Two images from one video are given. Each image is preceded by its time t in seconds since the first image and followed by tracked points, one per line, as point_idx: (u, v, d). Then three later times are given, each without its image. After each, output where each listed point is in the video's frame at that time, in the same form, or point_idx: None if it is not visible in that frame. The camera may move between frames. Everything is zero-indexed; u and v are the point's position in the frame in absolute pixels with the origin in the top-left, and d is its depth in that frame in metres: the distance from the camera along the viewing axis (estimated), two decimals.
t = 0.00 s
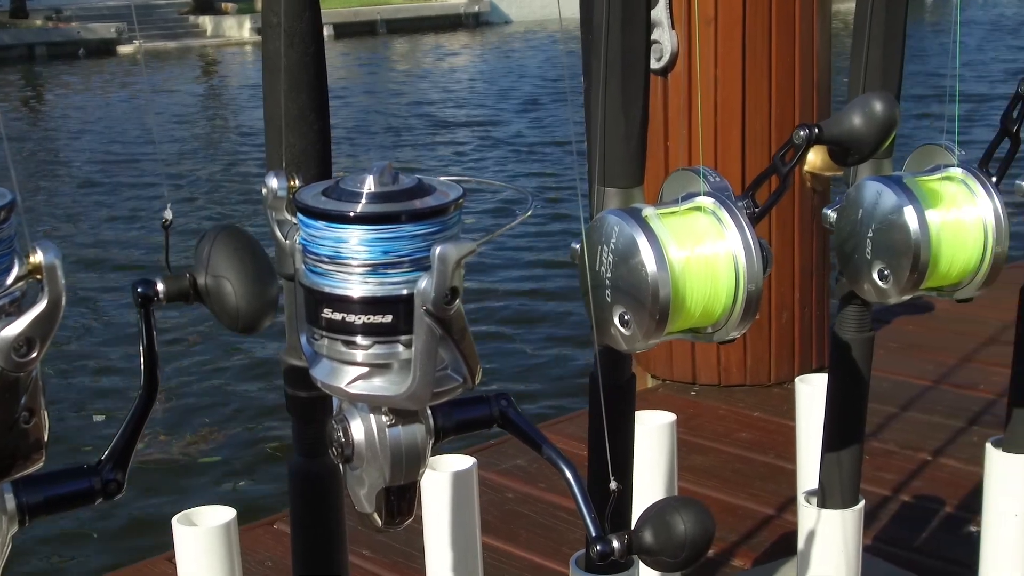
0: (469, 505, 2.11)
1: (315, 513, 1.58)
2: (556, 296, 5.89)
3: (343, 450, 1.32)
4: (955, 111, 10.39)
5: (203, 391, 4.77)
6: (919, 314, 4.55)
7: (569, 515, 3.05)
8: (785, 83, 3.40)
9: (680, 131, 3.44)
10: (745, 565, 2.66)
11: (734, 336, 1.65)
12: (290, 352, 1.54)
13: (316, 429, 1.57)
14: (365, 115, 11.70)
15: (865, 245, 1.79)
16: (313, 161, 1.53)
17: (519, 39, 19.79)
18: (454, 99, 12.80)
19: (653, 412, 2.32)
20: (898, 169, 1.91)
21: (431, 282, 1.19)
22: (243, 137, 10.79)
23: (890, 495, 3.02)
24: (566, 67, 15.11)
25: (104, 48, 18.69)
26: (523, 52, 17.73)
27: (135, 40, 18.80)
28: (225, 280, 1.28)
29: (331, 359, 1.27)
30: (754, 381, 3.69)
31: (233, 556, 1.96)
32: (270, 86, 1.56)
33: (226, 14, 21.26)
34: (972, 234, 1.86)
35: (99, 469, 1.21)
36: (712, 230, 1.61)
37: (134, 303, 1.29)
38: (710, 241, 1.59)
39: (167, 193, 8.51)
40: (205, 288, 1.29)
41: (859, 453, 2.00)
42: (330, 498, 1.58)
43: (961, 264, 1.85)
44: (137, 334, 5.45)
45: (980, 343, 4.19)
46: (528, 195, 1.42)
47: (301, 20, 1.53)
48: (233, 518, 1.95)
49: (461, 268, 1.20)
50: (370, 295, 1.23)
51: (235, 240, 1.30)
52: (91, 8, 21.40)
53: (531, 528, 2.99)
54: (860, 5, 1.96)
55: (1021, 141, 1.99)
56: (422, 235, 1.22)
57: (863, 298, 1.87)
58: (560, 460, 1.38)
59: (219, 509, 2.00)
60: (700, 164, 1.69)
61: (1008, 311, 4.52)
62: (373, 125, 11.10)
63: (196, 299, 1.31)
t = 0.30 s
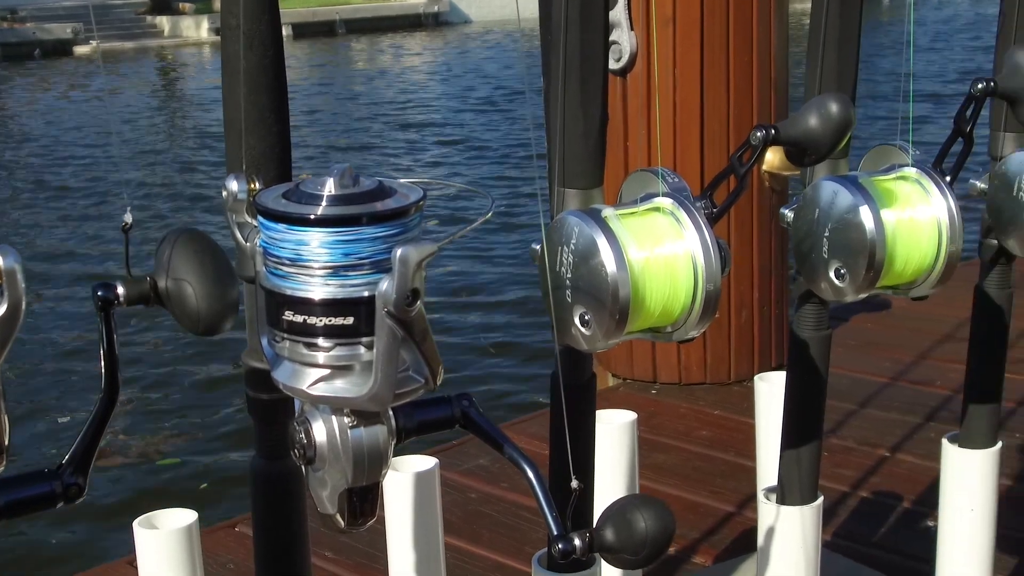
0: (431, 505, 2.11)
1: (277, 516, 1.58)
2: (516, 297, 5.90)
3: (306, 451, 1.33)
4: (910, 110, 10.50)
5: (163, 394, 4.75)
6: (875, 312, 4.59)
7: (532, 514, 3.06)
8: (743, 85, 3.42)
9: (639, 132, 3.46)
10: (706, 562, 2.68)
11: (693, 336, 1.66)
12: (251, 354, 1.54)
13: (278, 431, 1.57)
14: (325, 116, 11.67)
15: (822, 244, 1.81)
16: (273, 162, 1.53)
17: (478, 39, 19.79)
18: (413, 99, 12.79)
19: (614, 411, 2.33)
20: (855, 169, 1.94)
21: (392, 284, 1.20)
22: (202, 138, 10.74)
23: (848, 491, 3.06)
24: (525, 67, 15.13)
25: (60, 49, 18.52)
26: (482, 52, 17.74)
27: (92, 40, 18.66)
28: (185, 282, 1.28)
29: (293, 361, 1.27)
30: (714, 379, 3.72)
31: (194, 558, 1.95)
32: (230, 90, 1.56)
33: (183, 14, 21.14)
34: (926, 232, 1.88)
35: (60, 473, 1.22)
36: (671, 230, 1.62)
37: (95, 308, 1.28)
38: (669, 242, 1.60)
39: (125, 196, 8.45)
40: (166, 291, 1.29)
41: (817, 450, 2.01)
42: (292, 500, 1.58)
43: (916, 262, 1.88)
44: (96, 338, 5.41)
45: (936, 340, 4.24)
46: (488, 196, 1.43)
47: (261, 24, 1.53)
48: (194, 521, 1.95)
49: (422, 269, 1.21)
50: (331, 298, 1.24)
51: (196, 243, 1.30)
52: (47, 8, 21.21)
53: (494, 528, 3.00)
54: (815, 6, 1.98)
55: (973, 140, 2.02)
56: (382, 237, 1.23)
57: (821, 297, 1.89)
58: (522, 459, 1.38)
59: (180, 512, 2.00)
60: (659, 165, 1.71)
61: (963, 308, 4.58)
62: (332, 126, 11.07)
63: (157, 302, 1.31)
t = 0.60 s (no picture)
0: (397, 506, 2.12)
1: (243, 519, 1.58)
2: (478, 297, 5.90)
3: (271, 454, 1.33)
4: (866, 110, 10.60)
5: (123, 398, 4.72)
6: (835, 310, 4.64)
7: (496, 515, 3.07)
8: (703, 88, 3.45)
9: (601, 134, 3.47)
10: (670, 560, 2.70)
11: (656, 335, 1.68)
12: (214, 357, 1.54)
13: (242, 433, 1.57)
14: (284, 117, 11.63)
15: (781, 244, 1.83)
16: (236, 164, 1.53)
17: (438, 40, 19.77)
18: (372, 100, 12.77)
19: (577, 410, 2.34)
20: (813, 169, 1.96)
21: (357, 286, 1.20)
22: (160, 139, 10.66)
23: (809, 487, 3.08)
24: (486, 67, 15.13)
25: (14, 49, 18.33)
26: (442, 53, 17.73)
27: (47, 41, 18.48)
28: (149, 286, 1.28)
29: (258, 364, 1.27)
30: (676, 377, 3.74)
31: (157, 562, 1.94)
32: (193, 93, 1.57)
33: (140, 14, 20.98)
34: (884, 231, 1.90)
35: (25, 478, 1.21)
36: (633, 231, 1.63)
37: (58, 312, 1.29)
38: (631, 242, 1.62)
39: (83, 198, 8.39)
40: (130, 294, 1.29)
41: (778, 447, 2.03)
42: (257, 501, 1.58)
43: (875, 260, 1.90)
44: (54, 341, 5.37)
45: (895, 337, 4.28)
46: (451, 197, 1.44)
47: (223, 27, 1.54)
48: (158, 524, 1.94)
49: (386, 271, 1.21)
50: (295, 300, 1.24)
51: (160, 246, 1.30)
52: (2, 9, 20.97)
53: (459, 529, 3.00)
54: (773, 7, 2.00)
55: (930, 140, 2.05)
56: (346, 239, 1.23)
57: (780, 295, 1.91)
58: (486, 460, 1.39)
59: (143, 516, 1.99)
60: (621, 166, 1.72)
61: (920, 305, 4.63)
62: (292, 126, 11.03)
63: (120, 306, 1.31)
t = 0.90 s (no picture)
0: (356, 504, 2.12)
1: (201, 518, 1.58)
2: (437, 295, 5.90)
3: (229, 451, 1.33)
4: (821, 108, 10.68)
5: (79, 399, 4.68)
6: (791, 306, 4.68)
7: (456, 513, 3.08)
8: (659, 85, 3.47)
9: (557, 130, 3.48)
10: (629, 555, 2.72)
11: (613, 330, 1.69)
12: (171, 355, 1.54)
13: (200, 432, 1.57)
14: (241, 117, 11.57)
15: (735, 240, 1.85)
16: (192, 162, 1.53)
17: (395, 39, 19.73)
18: (330, 99, 12.74)
19: (536, 407, 2.35)
20: (767, 165, 1.98)
21: (314, 282, 1.21)
22: (115, 139, 10.58)
23: (766, 482, 3.11)
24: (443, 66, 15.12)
25: None
26: (400, 52, 17.70)
27: None
28: (106, 284, 1.28)
29: (215, 361, 1.28)
30: (634, 374, 3.76)
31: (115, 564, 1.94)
32: (149, 91, 1.57)
33: (94, 14, 20.80)
34: (837, 226, 1.93)
35: None
36: (589, 227, 1.65)
37: (13, 310, 1.29)
38: (587, 238, 1.63)
39: (36, 199, 8.31)
40: (86, 293, 1.29)
41: (734, 441, 2.05)
42: (215, 500, 1.58)
43: (828, 255, 1.92)
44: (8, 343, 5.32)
45: (850, 333, 4.33)
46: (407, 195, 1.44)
47: (178, 24, 1.54)
48: (116, 525, 1.94)
49: (343, 268, 1.22)
50: (252, 297, 1.24)
51: (116, 244, 1.30)
52: None
53: (419, 527, 3.01)
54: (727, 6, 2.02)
55: (882, 136, 2.07)
56: (304, 236, 1.24)
57: (735, 290, 1.93)
58: (445, 455, 1.40)
59: (101, 517, 1.98)
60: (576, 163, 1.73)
61: (874, 301, 4.67)
62: (249, 126, 10.99)
63: (76, 304, 1.31)
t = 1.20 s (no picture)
0: (316, 505, 2.12)
1: (161, 519, 1.58)
2: (396, 295, 5.90)
3: (187, 452, 1.33)
4: (776, 108, 10.76)
5: (35, 403, 4.64)
6: (748, 305, 4.71)
7: (416, 513, 3.08)
8: (616, 85, 3.49)
9: (515, 129, 3.50)
10: (589, 554, 2.73)
11: (570, 329, 1.71)
12: (129, 357, 1.53)
13: (159, 434, 1.57)
14: (198, 118, 11.51)
15: (692, 239, 1.86)
16: (147, 165, 1.53)
17: (353, 40, 19.69)
18: (288, 100, 12.69)
19: (496, 406, 2.36)
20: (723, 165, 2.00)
21: (271, 283, 1.21)
22: (71, 141, 10.49)
23: (726, 479, 3.14)
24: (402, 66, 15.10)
25: None
26: (358, 53, 17.66)
27: None
28: (62, 286, 1.27)
29: (173, 363, 1.28)
30: (594, 374, 3.78)
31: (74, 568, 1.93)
32: (105, 93, 1.56)
33: (49, 15, 20.62)
34: (791, 225, 1.95)
35: None
36: (546, 227, 1.66)
37: None
38: (545, 238, 1.64)
39: None
40: (42, 295, 1.28)
41: (692, 439, 2.07)
42: (175, 502, 1.58)
43: (783, 253, 1.95)
44: None
45: (807, 331, 4.36)
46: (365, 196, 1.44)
47: (134, 26, 1.55)
48: (75, 529, 1.93)
49: (301, 269, 1.22)
50: (210, 298, 1.24)
51: (72, 247, 1.30)
52: None
53: (380, 528, 3.01)
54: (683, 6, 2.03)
55: (835, 136, 2.10)
56: (261, 237, 1.24)
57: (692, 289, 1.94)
58: (403, 454, 1.40)
59: (59, 521, 1.97)
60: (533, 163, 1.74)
61: (830, 299, 4.72)
62: (206, 128, 10.93)
63: (33, 307, 1.30)
